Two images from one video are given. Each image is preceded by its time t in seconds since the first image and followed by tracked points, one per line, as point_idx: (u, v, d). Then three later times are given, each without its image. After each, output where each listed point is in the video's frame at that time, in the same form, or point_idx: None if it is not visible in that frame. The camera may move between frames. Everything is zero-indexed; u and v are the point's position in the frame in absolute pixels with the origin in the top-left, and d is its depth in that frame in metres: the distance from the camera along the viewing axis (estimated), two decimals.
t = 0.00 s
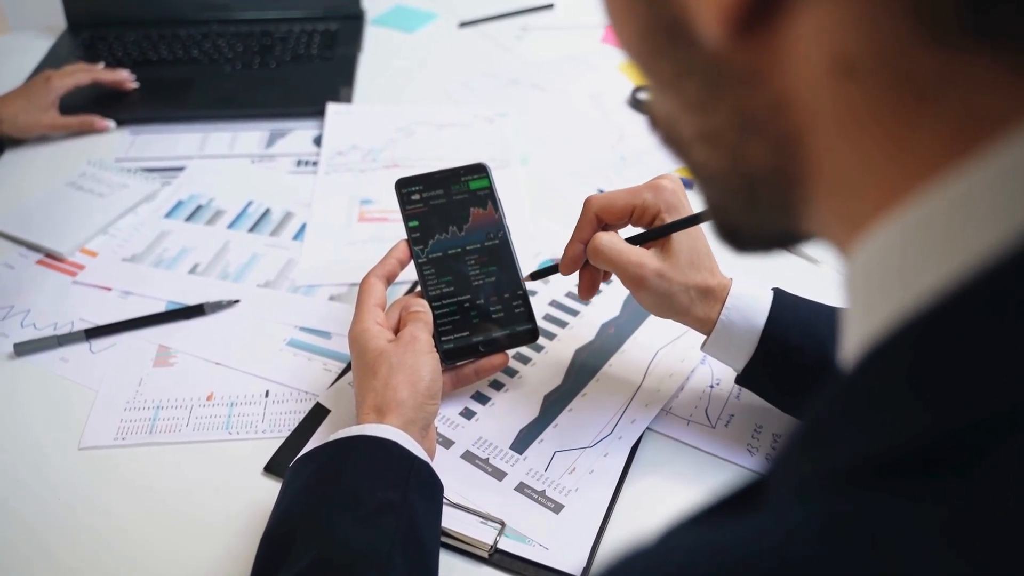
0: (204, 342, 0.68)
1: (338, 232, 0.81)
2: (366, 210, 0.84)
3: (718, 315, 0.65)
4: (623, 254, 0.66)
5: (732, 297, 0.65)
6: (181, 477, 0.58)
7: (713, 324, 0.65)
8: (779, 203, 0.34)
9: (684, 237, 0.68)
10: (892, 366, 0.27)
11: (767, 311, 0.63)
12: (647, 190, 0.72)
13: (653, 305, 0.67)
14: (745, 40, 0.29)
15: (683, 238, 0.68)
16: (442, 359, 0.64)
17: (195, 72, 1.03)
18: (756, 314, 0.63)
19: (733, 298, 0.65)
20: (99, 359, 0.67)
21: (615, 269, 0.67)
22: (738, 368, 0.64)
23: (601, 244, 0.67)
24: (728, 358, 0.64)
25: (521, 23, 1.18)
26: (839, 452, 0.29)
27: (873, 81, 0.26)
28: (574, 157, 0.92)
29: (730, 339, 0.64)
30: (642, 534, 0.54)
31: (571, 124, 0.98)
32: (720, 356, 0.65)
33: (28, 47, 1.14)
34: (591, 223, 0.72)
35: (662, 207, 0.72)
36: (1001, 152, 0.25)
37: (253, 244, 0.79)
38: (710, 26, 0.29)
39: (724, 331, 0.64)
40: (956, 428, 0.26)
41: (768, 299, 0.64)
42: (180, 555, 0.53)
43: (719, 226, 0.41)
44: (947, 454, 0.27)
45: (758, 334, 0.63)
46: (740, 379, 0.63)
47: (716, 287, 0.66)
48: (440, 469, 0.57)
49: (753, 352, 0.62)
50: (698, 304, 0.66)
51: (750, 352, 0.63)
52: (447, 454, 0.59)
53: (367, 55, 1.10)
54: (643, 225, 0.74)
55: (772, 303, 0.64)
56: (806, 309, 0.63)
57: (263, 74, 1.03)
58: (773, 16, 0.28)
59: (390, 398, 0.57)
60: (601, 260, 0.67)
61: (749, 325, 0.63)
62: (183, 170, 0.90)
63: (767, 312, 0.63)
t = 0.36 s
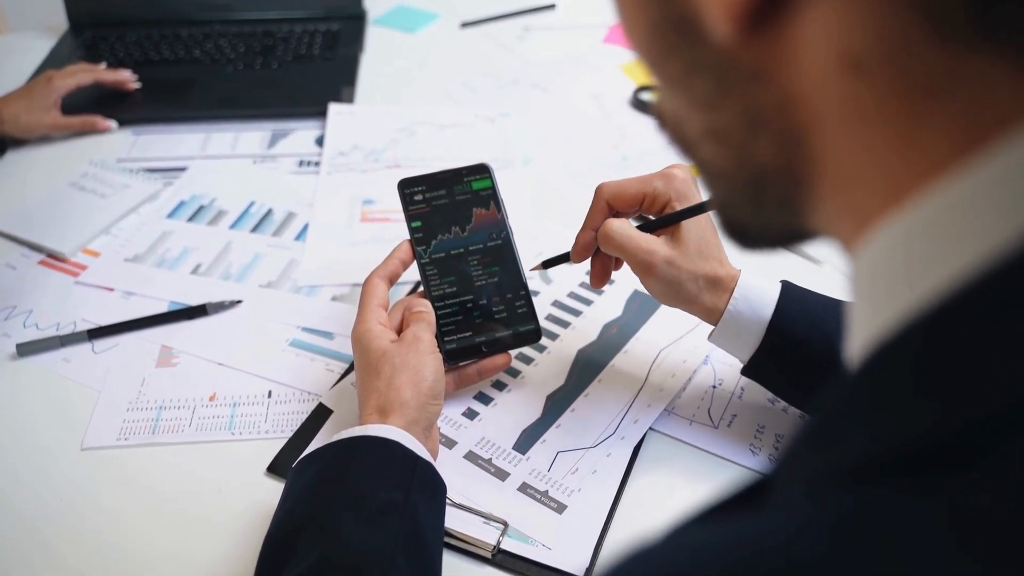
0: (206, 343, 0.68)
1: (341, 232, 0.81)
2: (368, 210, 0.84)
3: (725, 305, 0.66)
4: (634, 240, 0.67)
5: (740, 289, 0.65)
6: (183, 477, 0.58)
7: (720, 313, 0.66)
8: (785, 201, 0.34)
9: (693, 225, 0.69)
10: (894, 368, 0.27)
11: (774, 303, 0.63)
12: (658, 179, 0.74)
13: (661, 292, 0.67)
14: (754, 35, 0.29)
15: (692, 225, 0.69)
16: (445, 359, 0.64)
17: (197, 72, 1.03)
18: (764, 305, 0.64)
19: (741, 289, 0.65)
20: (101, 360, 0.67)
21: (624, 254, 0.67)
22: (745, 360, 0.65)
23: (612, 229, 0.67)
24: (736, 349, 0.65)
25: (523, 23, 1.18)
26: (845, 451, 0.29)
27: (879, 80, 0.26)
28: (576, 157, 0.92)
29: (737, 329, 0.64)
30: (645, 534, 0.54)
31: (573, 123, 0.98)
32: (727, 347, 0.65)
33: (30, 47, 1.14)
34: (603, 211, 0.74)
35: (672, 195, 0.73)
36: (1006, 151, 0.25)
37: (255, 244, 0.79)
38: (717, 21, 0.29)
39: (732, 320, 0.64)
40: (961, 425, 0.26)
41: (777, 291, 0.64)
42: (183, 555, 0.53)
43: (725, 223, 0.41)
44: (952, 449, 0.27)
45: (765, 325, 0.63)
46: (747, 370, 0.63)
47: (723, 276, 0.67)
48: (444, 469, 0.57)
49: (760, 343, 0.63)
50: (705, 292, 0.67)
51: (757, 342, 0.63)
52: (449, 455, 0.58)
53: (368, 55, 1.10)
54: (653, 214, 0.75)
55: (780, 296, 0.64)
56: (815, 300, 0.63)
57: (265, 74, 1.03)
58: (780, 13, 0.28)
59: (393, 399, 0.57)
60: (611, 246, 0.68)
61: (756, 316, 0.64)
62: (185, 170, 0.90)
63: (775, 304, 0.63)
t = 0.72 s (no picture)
0: (203, 343, 0.68)
1: (338, 233, 0.81)
2: (365, 210, 0.84)
3: (721, 305, 0.66)
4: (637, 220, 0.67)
5: (734, 290, 0.66)
6: (181, 478, 0.58)
7: (715, 313, 0.67)
8: (782, 195, 0.34)
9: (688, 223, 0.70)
10: (891, 367, 0.27)
11: (768, 303, 0.64)
12: (653, 173, 0.74)
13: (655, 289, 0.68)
14: (751, 28, 0.30)
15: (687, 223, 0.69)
16: (442, 359, 0.64)
17: (193, 72, 1.03)
18: (759, 305, 0.64)
19: (737, 292, 0.66)
20: (98, 360, 0.67)
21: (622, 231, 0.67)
22: (739, 360, 0.65)
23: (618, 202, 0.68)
24: (730, 350, 0.65)
25: (520, 24, 1.18)
26: (841, 451, 0.29)
27: (872, 75, 0.27)
28: (573, 158, 0.92)
29: (732, 329, 0.65)
30: (641, 535, 0.54)
31: (570, 124, 0.98)
32: (722, 347, 0.66)
33: (27, 47, 1.14)
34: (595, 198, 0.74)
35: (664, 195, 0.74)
36: (998, 150, 0.25)
37: (252, 245, 0.79)
38: (714, 15, 0.30)
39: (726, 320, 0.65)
40: (953, 425, 0.27)
41: (771, 291, 0.65)
42: (180, 556, 0.53)
43: (725, 218, 0.41)
44: (943, 451, 0.27)
45: (759, 325, 0.63)
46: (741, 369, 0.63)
47: (718, 276, 0.68)
48: (441, 470, 0.58)
49: (754, 343, 0.63)
50: (700, 291, 0.67)
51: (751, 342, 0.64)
52: (446, 455, 0.59)
53: (365, 55, 1.10)
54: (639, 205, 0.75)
55: (774, 296, 0.64)
56: (811, 300, 0.63)
57: (262, 75, 1.03)
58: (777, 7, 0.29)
59: (391, 399, 0.57)
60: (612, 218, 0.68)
61: (751, 316, 0.64)
62: (181, 170, 0.90)
63: (769, 304, 0.64)
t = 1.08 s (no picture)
0: (201, 343, 0.68)
1: (335, 233, 0.81)
2: (363, 210, 0.84)
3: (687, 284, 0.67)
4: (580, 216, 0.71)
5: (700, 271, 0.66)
6: (179, 478, 0.58)
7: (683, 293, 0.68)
8: (777, 192, 0.35)
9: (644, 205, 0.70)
10: (883, 374, 0.27)
11: (738, 283, 0.64)
12: (606, 153, 0.73)
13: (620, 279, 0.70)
14: (746, 23, 0.30)
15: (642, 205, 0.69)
16: (441, 359, 0.64)
17: (190, 73, 1.03)
18: (727, 285, 0.65)
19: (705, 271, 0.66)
20: (96, 360, 0.67)
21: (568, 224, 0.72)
22: (708, 337, 0.66)
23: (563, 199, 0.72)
24: (701, 327, 0.66)
25: (516, 24, 1.18)
26: (832, 453, 0.29)
27: (867, 71, 0.27)
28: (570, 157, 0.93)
29: (701, 308, 0.66)
30: (640, 534, 0.54)
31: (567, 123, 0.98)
32: (691, 324, 0.67)
33: (23, 48, 1.14)
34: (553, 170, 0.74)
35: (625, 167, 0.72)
36: (992, 147, 0.25)
37: (250, 245, 0.79)
38: (709, 12, 0.30)
39: (695, 301, 0.66)
40: (955, 425, 0.27)
41: (742, 272, 0.65)
42: (179, 555, 0.53)
43: (720, 217, 0.42)
44: (947, 444, 0.27)
45: (727, 305, 0.64)
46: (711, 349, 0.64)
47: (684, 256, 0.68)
48: (439, 469, 0.58)
49: (723, 323, 0.64)
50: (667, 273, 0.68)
51: (720, 322, 0.65)
52: (444, 455, 0.59)
53: (362, 56, 1.10)
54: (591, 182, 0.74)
55: (744, 276, 0.65)
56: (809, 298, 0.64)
57: (258, 75, 1.03)
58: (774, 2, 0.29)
59: (390, 399, 0.57)
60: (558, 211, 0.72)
61: (720, 296, 0.65)
62: (179, 171, 0.90)
63: (738, 284, 0.64)
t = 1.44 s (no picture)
0: (200, 344, 0.68)
1: (333, 233, 0.81)
2: (360, 210, 0.84)
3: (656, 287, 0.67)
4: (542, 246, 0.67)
5: (670, 275, 0.66)
6: (178, 478, 0.58)
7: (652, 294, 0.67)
8: (765, 194, 0.35)
9: (592, 204, 0.68)
10: (870, 374, 0.27)
11: (704, 281, 0.65)
12: (551, 162, 0.68)
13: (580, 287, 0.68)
14: (729, 26, 0.30)
15: (589, 205, 0.68)
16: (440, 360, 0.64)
17: (188, 74, 1.03)
18: (693, 283, 0.65)
19: (670, 271, 0.66)
20: (95, 361, 0.67)
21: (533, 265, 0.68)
22: (677, 334, 0.67)
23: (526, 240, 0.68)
24: (670, 325, 0.67)
25: (513, 24, 1.18)
26: (823, 455, 0.29)
27: (853, 72, 0.27)
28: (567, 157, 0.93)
29: (668, 307, 0.66)
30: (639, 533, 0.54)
31: (564, 123, 0.98)
32: (661, 322, 0.68)
33: (20, 49, 1.13)
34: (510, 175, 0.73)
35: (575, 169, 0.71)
36: (981, 145, 0.25)
37: (248, 246, 0.80)
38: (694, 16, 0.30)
39: (663, 301, 0.66)
40: (946, 426, 0.27)
41: (709, 268, 0.65)
42: (179, 556, 0.54)
43: (706, 219, 0.42)
44: (940, 445, 0.28)
45: (693, 304, 0.65)
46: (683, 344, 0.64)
47: (643, 257, 0.67)
48: (438, 469, 0.58)
49: (692, 320, 0.65)
50: (629, 277, 0.68)
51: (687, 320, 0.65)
52: (444, 455, 0.59)
53: (359, 56, 1.10)
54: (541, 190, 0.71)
55: (710, 274, 0.65)
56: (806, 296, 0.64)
57: (256, 76, 1.03)
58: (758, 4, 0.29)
59: (390, 399, 0.57)
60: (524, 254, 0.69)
61: (686, 295, 0.65)
62: (176, 172, 0.90)
63: (705, 282, 0.65)
